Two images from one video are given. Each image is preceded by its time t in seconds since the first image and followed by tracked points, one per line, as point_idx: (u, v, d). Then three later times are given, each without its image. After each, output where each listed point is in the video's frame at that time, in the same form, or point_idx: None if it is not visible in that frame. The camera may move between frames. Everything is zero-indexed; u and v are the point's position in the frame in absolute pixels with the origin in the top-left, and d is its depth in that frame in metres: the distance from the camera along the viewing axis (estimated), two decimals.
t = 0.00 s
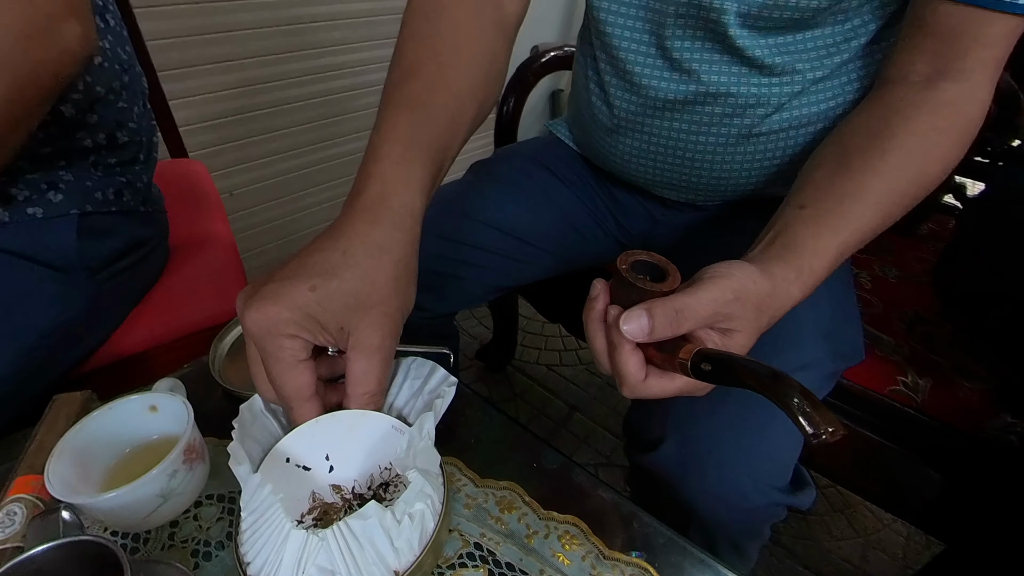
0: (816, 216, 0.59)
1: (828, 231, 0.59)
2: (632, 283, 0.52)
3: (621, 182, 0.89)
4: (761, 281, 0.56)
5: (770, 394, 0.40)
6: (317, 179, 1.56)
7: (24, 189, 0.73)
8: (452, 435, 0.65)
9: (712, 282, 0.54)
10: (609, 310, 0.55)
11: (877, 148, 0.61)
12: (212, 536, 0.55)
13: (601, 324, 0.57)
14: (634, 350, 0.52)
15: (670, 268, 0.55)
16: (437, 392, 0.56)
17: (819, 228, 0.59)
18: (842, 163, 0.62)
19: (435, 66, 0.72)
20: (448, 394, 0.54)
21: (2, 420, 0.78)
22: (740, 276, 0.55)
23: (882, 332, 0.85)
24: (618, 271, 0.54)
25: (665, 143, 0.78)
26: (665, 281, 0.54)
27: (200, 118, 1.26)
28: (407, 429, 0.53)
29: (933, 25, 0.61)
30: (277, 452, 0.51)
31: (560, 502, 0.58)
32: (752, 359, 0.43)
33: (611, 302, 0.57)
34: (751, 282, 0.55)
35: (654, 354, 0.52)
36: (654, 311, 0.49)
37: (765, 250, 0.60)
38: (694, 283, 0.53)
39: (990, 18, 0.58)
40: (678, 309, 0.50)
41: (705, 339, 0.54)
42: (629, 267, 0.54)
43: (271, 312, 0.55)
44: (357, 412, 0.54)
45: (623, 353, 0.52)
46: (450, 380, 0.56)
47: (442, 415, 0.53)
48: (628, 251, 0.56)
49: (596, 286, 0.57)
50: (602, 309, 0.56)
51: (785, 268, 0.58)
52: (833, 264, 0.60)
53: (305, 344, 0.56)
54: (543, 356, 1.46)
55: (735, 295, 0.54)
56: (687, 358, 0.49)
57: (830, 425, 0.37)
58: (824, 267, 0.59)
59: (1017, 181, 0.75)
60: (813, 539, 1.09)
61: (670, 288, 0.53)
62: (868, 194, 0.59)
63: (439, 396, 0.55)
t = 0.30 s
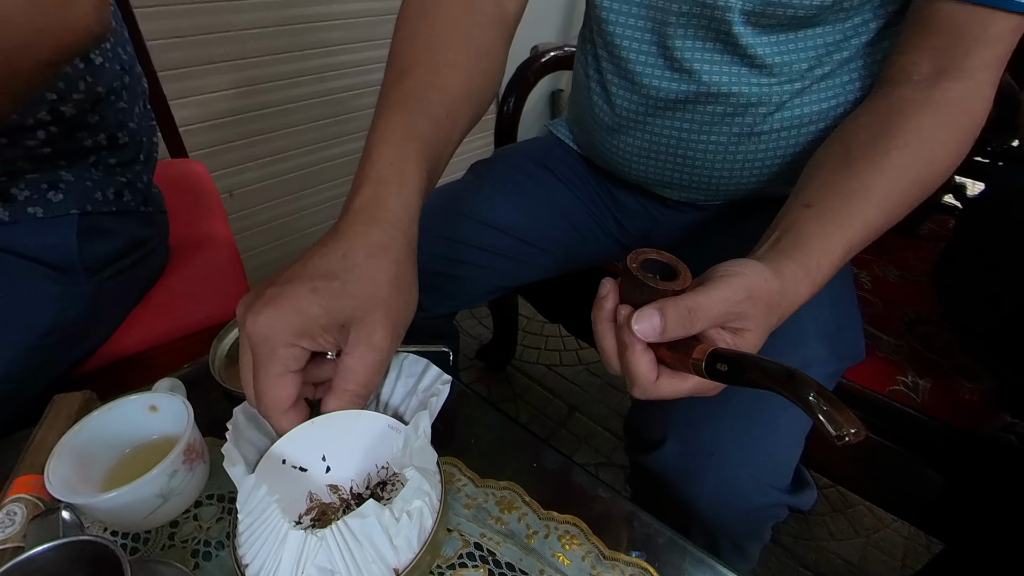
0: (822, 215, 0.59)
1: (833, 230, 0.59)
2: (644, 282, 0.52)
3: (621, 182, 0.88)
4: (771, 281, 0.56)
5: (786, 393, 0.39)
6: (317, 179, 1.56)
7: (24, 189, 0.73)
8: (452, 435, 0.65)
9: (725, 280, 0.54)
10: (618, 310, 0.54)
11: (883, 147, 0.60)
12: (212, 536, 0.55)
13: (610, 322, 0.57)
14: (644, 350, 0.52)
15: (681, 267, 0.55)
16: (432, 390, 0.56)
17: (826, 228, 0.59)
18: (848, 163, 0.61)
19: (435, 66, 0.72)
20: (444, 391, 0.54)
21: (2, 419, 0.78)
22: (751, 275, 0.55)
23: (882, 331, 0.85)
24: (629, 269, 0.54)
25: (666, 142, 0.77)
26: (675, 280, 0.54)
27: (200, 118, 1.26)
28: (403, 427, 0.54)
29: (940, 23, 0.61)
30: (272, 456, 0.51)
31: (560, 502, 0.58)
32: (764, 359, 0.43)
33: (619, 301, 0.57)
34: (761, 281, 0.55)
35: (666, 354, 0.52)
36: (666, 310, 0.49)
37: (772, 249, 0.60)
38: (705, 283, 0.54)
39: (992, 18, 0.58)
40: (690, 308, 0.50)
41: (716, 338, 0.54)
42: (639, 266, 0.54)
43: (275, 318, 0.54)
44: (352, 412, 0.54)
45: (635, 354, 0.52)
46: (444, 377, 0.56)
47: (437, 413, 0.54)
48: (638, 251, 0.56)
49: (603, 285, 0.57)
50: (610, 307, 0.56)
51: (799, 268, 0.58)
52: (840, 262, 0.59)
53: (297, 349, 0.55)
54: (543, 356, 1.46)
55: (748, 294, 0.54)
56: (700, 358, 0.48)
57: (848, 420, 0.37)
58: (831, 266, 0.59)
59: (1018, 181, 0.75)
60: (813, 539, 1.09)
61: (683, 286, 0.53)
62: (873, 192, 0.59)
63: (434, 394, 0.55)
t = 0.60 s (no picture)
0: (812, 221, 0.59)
1: (833, 231, 0.59)
2: (632, 294, 0.49)
3: (621, 181, 0.88)
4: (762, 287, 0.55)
5: (781, 415, 0.39)
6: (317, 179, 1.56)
7: (24, 189, 0.73)
8: (452, 435, 0.65)
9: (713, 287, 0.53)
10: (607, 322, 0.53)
11: (877, 147, 0.60)
12: (212, 536, 0.55)
13: (599, 333, 0.56)
14: (635, 364, 0.52)
15: (669, 276, 0.52)
16: (430, 391, 0.56)
17: (817, 228, 0.59)
18: (840, 164, 0.61)
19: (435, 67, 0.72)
20: (442, 392, 0.54)
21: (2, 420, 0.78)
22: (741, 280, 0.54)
23: (882, 331, 0.85)
24: (616, 280, 0.51)
25: (667, 141, 0.77)
26: (664, 290, 0.51)
27: (200, 118, 1.26)
28: (403, 427, 0.54)
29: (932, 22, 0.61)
30: (274, 454, 0.52)
31: (560, 502, 0.58)
32: (759, 376, 0.42)
33: (607, 313, 0.56)
34: (753, 289, 0.55)
35: (657, 368, 0.52)
36: (656, 323, 0.49)
37: (762, 252, 0.60)
38: (695, 294, 0.52)
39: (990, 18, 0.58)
40: (681, 321, 0.49)
41: (708, 349, 0.53)
42: (627, 276, 0.51)
43: (252, 274, 0.58)
44: (351, 412, 0.55)
45: (625, 367, 0.52)
46: (442, 378, 0.56)
47: (436, 413, 0.53)
48: (625, 259, 0.52)
49: (591, 297, 0.56)
50: (598, 319, 0.56)
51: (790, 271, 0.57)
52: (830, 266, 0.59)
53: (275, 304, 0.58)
54: (543, 356, 1.46)
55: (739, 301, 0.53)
56: (692, 372, 0.48)
57: (840, 447, 0.37)
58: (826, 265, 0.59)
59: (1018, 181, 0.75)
60: (813, 539, 1.09)
61: (672, 297, 0.50)
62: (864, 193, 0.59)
63: (433, 395, 0.55)
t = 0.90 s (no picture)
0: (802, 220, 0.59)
1: (832, 231, 0.59)
2: (597, 294, 0.50)
3: (621, 182, 0.88)
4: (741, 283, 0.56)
5: (770, 410, 0.39)
6: (317, 179, 1.56)
7: (24, 188, 0.73)
8: (451, 435, 0.65)
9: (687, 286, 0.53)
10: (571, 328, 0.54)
11: (867, 143, 0.60)
12: (212, 536, 0.55)
13: (561, 342, 0.58)
14: (603, 368, 0.53)
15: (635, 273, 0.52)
16: (430, 391, 0.55)
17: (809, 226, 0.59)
18: (829, 162, 0.61)
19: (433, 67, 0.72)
20: (442, 392, 0.54)
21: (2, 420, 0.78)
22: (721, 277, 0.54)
23: (881, 331, 0.85)
24: (581, 280, 0.51)
25: (665, 142, 0.77)
26: (631, 288, 0.51)
27: (200, 118, 1.26)
28: (403, 428, 0.54)
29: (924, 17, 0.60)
30: (274, 453, 0.52)
31: (560, 502, 0.58)
32: (745, 372, 0.42)
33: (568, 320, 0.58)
34: (729, 287, 0.55)
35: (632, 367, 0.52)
36: (626, 321, 0.48)
37: (742, 249, 0.60)
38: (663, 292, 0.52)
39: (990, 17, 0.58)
40: (650, 319, 0.49)
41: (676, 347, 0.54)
42: (592, 275, 0.51)
43: (245, 268, 0.61)
44: (351, 412, 0.55)
45: (592, 373, 0.52)
46: (442, 377, 0.56)
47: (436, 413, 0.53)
48: (588, 258, 0.53)
49: (551, 310, 0.58)
50: (559, 329, 0.58)
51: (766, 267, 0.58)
52: (814, 264, 0.60)
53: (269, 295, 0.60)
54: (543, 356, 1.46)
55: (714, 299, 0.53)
56: (666, 373, 0.47)
57: (833, 434, 0.36)
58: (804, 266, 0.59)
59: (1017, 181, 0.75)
60: (813, 539, 1.09)
61: (638, 294, 0.51)
62: (856, 191, 0.59)
63: (433, 395, 0.55)
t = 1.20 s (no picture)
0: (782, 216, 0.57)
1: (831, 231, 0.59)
2: (548, 336, 0.47)
3: (621, 182, 0.88)
4: (704, 288, 0.53)
5: (743, 428, 0.36)
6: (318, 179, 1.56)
7: (24, 188, 0.72)
8: (452, 435, 0.65)
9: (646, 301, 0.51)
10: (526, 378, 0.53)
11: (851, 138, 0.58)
12: (212, 536, 0.55)
13: (520, 391, 0.56)
14: (571, 412, 0.50)
15: (580, 306, 0.49)
16: (429, 390, 0.55)
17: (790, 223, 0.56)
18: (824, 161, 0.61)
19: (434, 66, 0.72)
20: (442, 392, 0.54)
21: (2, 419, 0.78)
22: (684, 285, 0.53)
23: (881, 331, 0.85)
24: (527, 323, 0.48)
25: (665, 141, 0.77)
26: (579, 319, 0.49)
27: (199, 118, 1.26)
28: (403, 427, 0.55)
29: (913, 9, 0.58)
30: (275, 453, 0.53)
31: (559, 503, 0.58)
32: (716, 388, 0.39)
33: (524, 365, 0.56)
34: (687, 293, 0.52)
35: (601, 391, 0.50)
36: (587, 357, 0.45)
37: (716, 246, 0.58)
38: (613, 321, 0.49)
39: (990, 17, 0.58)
40: (610, 349, 0.46)
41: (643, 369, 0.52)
42: (536, 314, 0.49)
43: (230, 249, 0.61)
44: (352, 412, 0.55)
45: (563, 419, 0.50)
46: (442, 377, 0.56)
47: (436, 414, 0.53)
48: (527, 297, 0.50)
49: (505, 358, 0.57)
50: (517, 378, 0.56)
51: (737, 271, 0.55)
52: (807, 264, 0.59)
53: (255, 275, 0.60)
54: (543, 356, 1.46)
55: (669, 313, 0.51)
56: (638, 404, 0.44)
57: (818, 446, 0.34)
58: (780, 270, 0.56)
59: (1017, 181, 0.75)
60: (813, 539, 1.09)
61: (588, 325, 0.48)
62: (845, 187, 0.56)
63: (432, 395, 0.55)
